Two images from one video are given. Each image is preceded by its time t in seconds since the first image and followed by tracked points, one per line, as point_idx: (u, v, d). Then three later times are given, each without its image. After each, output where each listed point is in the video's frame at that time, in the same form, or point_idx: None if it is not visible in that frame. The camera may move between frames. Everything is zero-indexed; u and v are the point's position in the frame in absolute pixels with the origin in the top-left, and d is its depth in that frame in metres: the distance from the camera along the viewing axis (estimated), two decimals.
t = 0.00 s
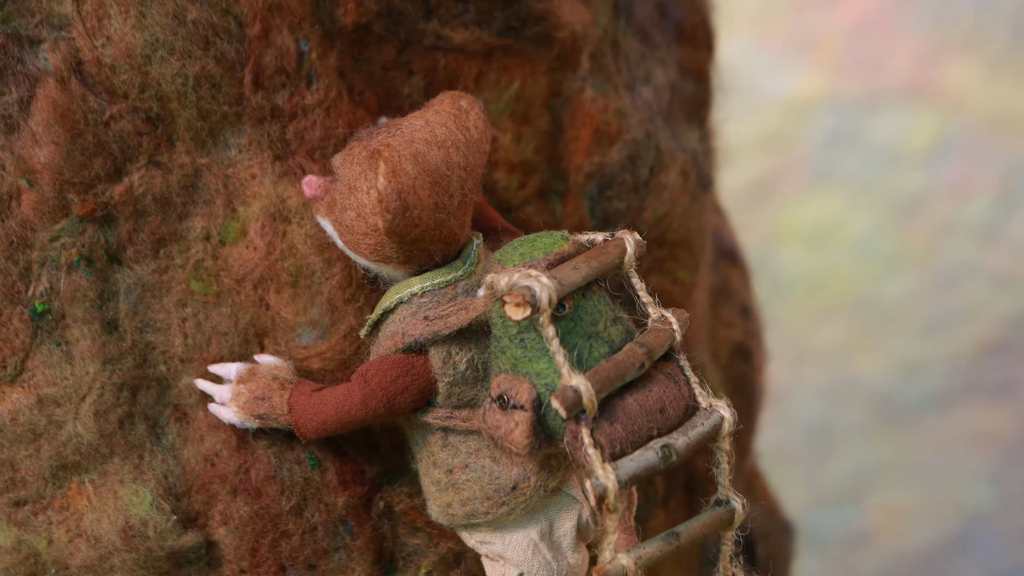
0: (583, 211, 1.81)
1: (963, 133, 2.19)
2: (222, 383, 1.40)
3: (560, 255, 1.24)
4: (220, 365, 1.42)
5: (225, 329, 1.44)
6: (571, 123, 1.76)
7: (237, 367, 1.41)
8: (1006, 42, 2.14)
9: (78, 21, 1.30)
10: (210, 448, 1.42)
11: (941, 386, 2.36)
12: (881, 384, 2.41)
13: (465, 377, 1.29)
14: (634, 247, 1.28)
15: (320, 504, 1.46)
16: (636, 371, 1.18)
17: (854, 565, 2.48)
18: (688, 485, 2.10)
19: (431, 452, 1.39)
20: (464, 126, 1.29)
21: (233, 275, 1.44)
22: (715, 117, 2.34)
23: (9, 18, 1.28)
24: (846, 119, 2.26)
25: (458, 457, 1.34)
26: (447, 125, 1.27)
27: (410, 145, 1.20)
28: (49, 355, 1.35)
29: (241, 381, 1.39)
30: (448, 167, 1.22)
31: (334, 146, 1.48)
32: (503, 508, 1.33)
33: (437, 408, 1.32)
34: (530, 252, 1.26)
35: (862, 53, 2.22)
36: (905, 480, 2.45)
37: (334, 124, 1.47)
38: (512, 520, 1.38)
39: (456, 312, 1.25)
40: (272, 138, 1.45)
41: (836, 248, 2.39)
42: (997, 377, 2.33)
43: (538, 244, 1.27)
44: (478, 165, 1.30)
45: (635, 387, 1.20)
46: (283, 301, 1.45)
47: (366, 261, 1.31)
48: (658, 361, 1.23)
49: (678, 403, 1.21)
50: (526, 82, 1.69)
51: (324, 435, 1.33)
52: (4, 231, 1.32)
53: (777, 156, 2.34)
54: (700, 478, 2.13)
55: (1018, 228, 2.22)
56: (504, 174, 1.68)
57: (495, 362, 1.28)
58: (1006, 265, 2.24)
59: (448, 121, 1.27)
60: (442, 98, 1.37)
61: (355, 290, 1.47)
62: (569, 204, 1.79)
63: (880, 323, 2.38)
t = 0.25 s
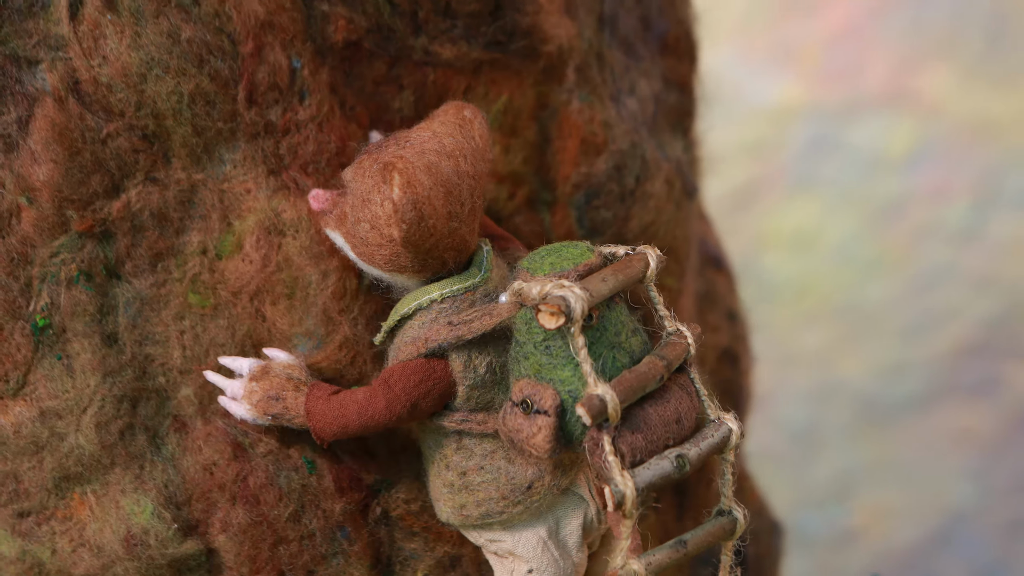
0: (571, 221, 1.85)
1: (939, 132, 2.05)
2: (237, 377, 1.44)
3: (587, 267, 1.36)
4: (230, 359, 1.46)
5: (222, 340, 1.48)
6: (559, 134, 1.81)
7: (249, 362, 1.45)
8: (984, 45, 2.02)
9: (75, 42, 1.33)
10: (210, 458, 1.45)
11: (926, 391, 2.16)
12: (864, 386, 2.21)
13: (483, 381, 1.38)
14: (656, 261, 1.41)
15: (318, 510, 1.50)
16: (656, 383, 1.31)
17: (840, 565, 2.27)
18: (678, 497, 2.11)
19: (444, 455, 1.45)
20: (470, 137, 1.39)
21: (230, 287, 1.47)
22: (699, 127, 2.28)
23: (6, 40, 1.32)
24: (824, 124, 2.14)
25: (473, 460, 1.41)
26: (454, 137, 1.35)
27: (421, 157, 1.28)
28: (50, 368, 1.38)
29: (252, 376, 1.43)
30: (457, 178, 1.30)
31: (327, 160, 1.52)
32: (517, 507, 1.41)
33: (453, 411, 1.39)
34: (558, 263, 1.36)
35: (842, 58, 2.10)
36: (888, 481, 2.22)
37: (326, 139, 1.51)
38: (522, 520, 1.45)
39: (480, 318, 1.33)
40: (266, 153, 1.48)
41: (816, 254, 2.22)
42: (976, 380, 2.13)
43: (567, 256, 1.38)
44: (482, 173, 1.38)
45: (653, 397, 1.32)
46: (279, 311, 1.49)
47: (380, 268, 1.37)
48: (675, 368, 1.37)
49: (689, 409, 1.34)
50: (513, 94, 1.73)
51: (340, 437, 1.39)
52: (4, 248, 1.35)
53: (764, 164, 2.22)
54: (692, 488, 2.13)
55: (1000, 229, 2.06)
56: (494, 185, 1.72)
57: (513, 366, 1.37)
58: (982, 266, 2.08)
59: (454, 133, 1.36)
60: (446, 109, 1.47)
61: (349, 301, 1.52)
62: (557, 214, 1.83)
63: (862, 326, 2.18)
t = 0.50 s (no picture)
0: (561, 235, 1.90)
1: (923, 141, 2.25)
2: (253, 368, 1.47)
3: (598, 275, 1.41)
4: (246, 350, 1.49)
5: (221, 356, 1.51)
6: (549, 151, 1.87)
7: (266, 354, 1.48)
8: (964, 57, 2.21)
9: (74, 65, 1.36)
10: (209, 472, 1.47)
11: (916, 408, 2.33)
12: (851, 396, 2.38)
13: (492, 389, 1.41)
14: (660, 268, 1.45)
15: (316, 521, 1.52)
16: (667, 387, 1.37)
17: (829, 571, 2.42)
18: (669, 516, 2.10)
19: (449, 463, 1.47)
20: (475, 152, 1.48)
21: (227, 304, 1.50)
22: (687, 141, 2.50)
23: (6, 64, 1.35)
24: (810, 134, 2.35)
25: (478, 468, 1.44)
26: (461, 152, 1.44)
27: (439, 168, 1.35)
28: (52, 386, 1.40)
29: (268, 369, 1.45)
30: (469, 189, 1.38)
31: (321, 178, 1.56)
32: (523, 515, 1.45)
33: (462, 420, 1.42)
34: (568, 271, 1.41)
35: (831, 69, 2.32)
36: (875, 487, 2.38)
37: (321, 157, 1.55)
38: (525, 527, 1.48)
39: (491, 326, 1.37)
40: (262, 172, 1.52)
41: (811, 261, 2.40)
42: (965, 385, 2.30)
43: (576, 264, 1.42)
44: (487, 185, 1.46)
45: (663, 402, 1.38)
46: (276, 327, 1.52)
47: (390, 279, 1.43)
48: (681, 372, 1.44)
49: (695, 411, 1.43)
50: (504, 111, 1.79)
51: (351, 438, 1.42)
52: (6, 267, 1.37)
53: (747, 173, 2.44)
54: (683, 506, 2.13)
55: (983, 237, 2.25)
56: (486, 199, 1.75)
57: (521, 374, 1.39)
58: (968, 274, 2.26)
59: (460, 148, 1.45)
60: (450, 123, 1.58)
61: (343, 316, 1.56)
62: (547, 228, 1.88)
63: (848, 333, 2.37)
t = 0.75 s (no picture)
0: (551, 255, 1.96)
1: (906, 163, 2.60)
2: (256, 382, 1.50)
3: (598, 293, 1.44)
4: (249, 365, 1.52)
5: (218, 377, 1.53)
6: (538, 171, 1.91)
7: (269, 369, 1.51)
8: (943, 78, 2.56)
9: (70, 93, 1.39)
10: (207, 491, 1.49)
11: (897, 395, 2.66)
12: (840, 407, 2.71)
13: (490, 403, 1.43)
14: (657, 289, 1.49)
15: (313, 539, 1.54)
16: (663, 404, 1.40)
17: None
18: (662, 530, 2.12)
19: (443, 477, 1.48)
20: (468, 168, 1.52)
21: (223, 326, 1.52)
22: (677, 158, 2.73)
23: (5, 93, 1.38)
24: (793, 153, 2.70)
25: (473, 480, 1.45)
26: (457, 169, 1.48)
27: (438, 183, 1.39)
28: (51, 409, 1.42)
29: (268, 384, 1.48)
30: (468, 204, 1.41)
31: (314, 202, 1.59)
32: (516, 527, 1.46)
33: (459, 434, 1.44)
34: (569, 289, 1.44)
35: (812, 90, 2.66)
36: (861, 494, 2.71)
37: (314, 181, 1.58)
38: (517, 541, 1.50)
39: (492, 343, 1.40)
40: (256, 196, 1.55)
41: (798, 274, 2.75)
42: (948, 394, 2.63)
43: (576, 283, 1.45)
44: (481, 201, 1.50)
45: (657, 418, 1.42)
46: (271, 347, 1.55)
47: (389, 297, 1.45)
48: (676, 390, 1.48)
49: (688, 429, 1.47)
50: (493, 134, 1.85)
51: (350, 450, 1.43)
52: (5, 292, 1.40)
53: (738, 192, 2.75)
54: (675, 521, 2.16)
55: (963, 252, 2.60)
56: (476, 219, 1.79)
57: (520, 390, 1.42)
58: (948, 287, 2.61)
59: (456, 165, 1.49)
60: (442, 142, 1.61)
61: (338, 337, 1.58)
62: (537, 248, 1.94)
63: (835, 348, 2.71)
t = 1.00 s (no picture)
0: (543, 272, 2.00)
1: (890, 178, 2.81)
2: (262, 394, 1.52)
3: (594, 307, 1.46)
4: (257, 376, 1.54)
5: (216, 397, 1.54)
6: (530, 190, 1.95)
7: (274, 379, 1.53)
8: (928, 91, 2.76)
9: (69, 118, 1.41)
10: (206, 508, 1.51)
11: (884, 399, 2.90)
12: (830, 417, 2.94)
13: (487, 414, 1.45)
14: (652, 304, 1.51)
15: (310, 554, 1.55)
16: (658, 416, 1.43)
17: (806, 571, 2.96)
18: (656, 542, 2.14)
19: (439, 488, 1.49)
20: (468, 184, 1.54)
21: (221, 346, 1.54)
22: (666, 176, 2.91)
23: (5, 117, 1.41)
24: (784, 167, 2.88)
25: (469, 492, 1.46)
26: (456, 183, 1.50)
27: (438, 196, 1.41)
28: (52, 429, 1.44)
29: (274, 396, 1.50)
30: (468, 217, 1.44)
31: (310, 222, 1.61)
32: (510, 539, 1.47)
33: (457, 445, 1.45)
34: (566, 301, 1.46)
35: (797, 104, 2.85)
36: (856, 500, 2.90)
37: (309, 203, 1.61)
38: (511, 553, 1.51)
39: (490, 356, 1.42)
40: (252, 218, 1.57)
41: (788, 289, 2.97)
42: (937, 403, 2.86)
43: (572, 296, 1.47)
44: (481, 215, 1.52)
45: (654, 430, 1.44)
46: (269, 366, 1.56)
47: (389, 309, 1.47)
48: (670, 404, 1.50)
49: (683, 442, 1.49)
50: (486, 153, 1.88)
51: (349, 458, 1.45)
52: (6, 314, 1.42)
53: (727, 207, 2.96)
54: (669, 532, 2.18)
55: (947, 261, 2.83)
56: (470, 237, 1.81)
57: (517, 402, 1.45)
58: (935, 299, 2.84)
59: (455, 180, 1.51)
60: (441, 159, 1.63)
61: (334, 356, 1.59)
62: (530, 266, 1.98)
63: (824, 362, 2.95)
